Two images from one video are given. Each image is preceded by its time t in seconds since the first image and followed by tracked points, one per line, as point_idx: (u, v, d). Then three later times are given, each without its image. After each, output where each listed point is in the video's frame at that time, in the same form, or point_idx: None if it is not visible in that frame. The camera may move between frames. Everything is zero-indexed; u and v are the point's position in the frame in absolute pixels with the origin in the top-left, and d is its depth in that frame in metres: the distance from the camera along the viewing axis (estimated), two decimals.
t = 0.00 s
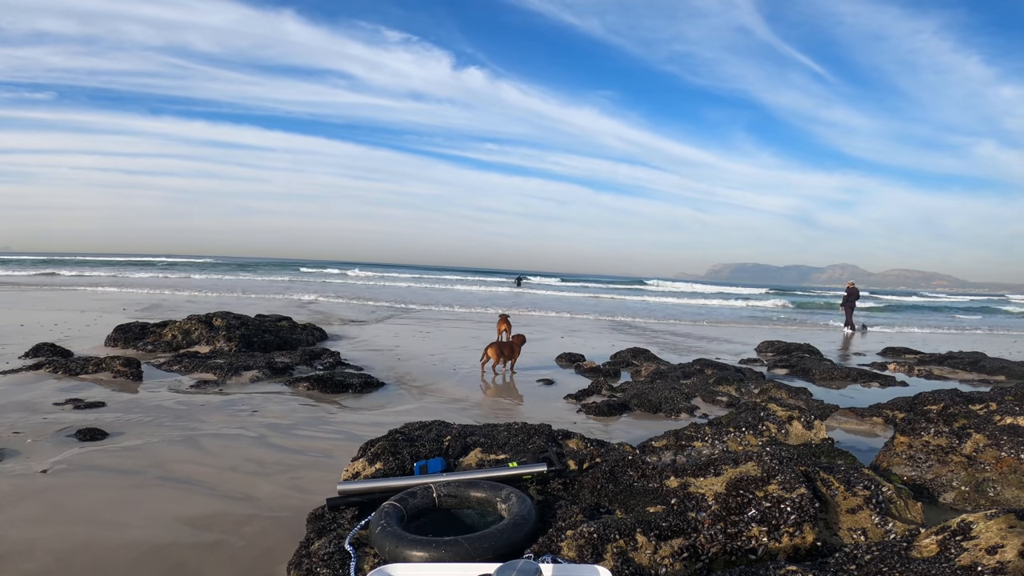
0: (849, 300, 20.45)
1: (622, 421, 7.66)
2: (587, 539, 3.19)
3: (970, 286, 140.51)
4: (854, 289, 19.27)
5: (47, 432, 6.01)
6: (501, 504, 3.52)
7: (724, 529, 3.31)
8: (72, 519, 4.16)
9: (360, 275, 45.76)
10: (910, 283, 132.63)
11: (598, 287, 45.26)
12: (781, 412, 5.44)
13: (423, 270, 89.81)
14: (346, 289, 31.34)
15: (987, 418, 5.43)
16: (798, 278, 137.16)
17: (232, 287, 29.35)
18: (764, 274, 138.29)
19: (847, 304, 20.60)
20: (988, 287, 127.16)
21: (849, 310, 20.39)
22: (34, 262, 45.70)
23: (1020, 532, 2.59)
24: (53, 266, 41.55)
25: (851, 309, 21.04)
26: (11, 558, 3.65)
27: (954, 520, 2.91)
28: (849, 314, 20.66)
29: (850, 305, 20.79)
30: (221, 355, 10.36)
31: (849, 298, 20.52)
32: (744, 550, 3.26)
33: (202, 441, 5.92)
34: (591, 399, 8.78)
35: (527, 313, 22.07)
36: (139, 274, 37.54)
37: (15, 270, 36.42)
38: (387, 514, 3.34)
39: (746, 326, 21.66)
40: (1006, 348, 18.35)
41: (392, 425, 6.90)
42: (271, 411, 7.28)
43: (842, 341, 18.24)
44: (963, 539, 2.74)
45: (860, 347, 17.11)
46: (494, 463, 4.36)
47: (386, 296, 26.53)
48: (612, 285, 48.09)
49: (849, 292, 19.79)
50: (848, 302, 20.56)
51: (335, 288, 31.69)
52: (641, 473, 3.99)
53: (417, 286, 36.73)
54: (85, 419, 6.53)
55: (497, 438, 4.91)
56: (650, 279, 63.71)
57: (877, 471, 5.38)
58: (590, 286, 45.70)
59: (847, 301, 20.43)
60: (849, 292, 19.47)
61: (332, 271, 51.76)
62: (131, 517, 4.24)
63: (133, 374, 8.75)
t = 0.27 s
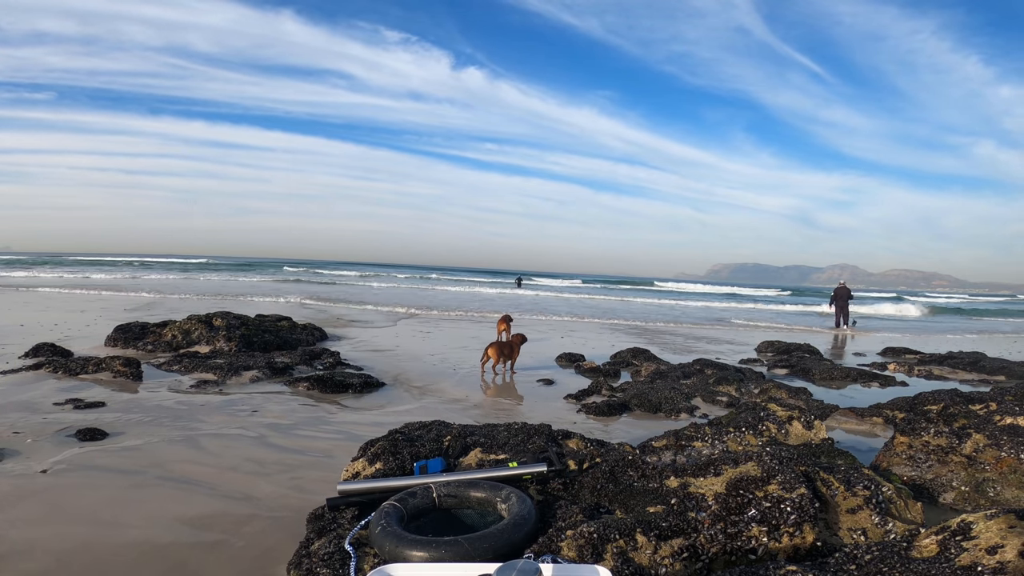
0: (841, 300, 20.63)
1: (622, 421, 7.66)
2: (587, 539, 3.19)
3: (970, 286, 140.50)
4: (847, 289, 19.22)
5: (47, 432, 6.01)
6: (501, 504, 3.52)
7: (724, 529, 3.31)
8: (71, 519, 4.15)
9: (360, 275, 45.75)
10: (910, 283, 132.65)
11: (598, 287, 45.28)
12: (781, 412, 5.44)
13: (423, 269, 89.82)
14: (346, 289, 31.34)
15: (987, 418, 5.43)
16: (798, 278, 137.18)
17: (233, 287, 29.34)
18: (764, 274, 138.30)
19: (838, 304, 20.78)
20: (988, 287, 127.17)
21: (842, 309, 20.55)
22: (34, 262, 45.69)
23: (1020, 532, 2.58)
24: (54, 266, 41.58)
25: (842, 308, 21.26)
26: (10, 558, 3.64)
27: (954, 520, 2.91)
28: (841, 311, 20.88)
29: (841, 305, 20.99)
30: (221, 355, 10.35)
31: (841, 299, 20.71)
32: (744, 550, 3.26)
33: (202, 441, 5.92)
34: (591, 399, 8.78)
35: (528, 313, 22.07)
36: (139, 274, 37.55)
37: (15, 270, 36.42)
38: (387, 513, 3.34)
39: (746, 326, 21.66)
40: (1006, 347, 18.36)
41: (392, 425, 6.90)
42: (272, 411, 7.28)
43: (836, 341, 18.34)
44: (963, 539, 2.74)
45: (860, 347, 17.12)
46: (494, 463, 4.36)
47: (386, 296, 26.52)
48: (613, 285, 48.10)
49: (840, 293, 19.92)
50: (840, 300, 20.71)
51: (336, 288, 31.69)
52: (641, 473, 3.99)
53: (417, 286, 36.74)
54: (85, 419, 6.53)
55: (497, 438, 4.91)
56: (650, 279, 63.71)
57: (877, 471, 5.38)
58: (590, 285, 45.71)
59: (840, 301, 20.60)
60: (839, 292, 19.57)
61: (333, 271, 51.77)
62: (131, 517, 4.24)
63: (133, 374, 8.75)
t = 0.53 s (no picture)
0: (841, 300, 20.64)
1: (622, 421, 7.66)
2: (587, 539, 3.19)
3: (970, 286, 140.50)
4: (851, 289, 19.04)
5: (47, 432, 6.01)
6: (501, 504, 3.52)
7: (724, 529, 3.31)
8: (71, 519, 4.15)
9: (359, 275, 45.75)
10: (910, 283, 132.66)
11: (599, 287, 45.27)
12: (781, 412, 5.44)
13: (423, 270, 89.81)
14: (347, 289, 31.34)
15: (987, 418, 5.43)
16: (798, 278, 137.20)
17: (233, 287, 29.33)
18: (764, 274, 138.31)
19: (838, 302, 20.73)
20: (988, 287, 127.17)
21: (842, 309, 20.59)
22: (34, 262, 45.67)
23: (1020, 532, 2.58)
24: (54, 266, 41.56)
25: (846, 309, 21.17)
26: (11, 558, 3.64)
27: (954, 520, 2.91)
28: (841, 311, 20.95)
29: (841, 304, 20.94)
30: (221, 355, 10.35)
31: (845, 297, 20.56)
32: (744, 550, 3.26)
33: (202, 441, 5.92)
34: (591, 399, 8.77)
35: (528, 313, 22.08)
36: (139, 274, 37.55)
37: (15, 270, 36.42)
38: (387, 514, 3.34)
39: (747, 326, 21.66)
40: (1006, 347, 18.36)
41: (392, 425, 6.90)
42: (272, 411, 7.28)
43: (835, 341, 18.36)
44: (963, 539, 2.74)
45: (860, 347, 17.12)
46: (494, 463, 4.36)
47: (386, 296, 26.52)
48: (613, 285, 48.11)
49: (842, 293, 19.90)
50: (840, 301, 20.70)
51: (336, 288, 31.69)
52: (641, 473, 3.99)
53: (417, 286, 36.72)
54: (85, 419, 6.53)
55: (497, 438, 4.91)
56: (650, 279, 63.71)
57: (877, 471, 5.38)
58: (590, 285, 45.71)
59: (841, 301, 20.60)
60: (844, 291, 19.42)
61: (332, 271, 51.75)
62: (131, 517, 4.23)
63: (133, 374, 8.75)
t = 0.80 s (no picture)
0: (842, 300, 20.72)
1: (622, 421, 7.66)
2: (587, 539, 3.19)
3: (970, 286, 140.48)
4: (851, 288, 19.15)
5: (47, 432, 6.01)
6: (501, 504, 3.52)
7: (724, 529, 3.31)
8: (70, 519, 4.15)
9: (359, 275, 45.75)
10: (910, 283, 132.67)
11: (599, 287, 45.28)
12: (781, 412, 5.45)
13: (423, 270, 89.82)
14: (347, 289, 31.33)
15: (987, 418, 5.43)
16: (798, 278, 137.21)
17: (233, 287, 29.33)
18: (764, 274, 138.32)
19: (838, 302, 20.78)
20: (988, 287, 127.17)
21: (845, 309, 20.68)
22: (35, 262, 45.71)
23: (1020, 532, 2.58)
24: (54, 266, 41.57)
25: (846, 312, 21.10)
26: (11, 558, 3.65)
27: (954, 520, 2.91)
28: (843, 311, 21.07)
29: (841, 304, 20.92)
30: (221, 355, 10.35)
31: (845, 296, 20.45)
32: (744, 550, 3.26)
33: (202, 441, 5.92)
34: (591, 399, 8.78)
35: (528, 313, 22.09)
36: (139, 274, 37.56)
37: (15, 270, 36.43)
38: (387, 514, 3.34)
39: (747, 326, 21.66)
40: (1006, 347, 18.36)
41: (392, 425, 6.91)
42: (272, 411, 7.28)
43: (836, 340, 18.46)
44: (963, 539, 2.74)
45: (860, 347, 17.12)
46: (494, 463, 4.36)
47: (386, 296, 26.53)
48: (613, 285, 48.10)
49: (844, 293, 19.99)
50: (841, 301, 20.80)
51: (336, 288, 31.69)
52: (641, 473, 3.99)
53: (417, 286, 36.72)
54: (85, 419, 6.53)
55: (497, 438, 4.91)
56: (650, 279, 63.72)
57: (877, 471, 5.38)
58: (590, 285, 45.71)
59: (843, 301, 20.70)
60: (844, 292, 19.59)
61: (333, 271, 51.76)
62: (130, 518, 4.23)
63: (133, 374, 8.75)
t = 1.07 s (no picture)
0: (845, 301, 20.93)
1: (622, 421, 7.67)
2: (587, 539, 3.19)
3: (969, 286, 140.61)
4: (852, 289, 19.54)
5: (46, 432, 6.00)
6: (501, 504, 3.52)
7: (724, 529, 3.31)
8: (69, 519, 4.15)
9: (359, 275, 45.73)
10: (909, 283, 132.72)
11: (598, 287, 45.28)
12: (781, 412, 5.45)
13: (423, 270, 89.83)
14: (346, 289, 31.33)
15: (987, 418, 5.43)
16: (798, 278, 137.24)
17: (233, 287, 29.32)
18: (764, 274, 138.34)
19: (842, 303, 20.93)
20: (987, 287, 127.30)
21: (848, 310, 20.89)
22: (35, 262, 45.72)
23: (1020, 532, 2.59)
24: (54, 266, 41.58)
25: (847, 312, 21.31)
26: (11, 558, 3.65)
27: (954, 520, 2.91)
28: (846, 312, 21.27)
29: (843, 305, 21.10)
30: (221, 355, 10.35)
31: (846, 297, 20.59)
32: (744, 550, 3.26)
33: (202, 441, 5.90)
34: (591, 399, 8.78)
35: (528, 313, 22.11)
36: (139, 274, 37.54)
37: (15, 270, 36.40)
38: (387, 513, 3.34)
39: (747, 326, 21.67)
40: (1006, 348, 18.38)
41: (392, 424, 6.91)
42: (272, 411, 7.28)
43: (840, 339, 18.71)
44: (963, 539, 2.74)
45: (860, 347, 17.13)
46: (494, 463, 4.36)
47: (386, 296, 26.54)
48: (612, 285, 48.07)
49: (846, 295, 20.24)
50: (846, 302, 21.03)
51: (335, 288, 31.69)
52: (641, 473, 3.99)
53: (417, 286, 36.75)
54: (85, 419, 6.53)
55: (497, 438, 4.91)
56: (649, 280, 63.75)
57: (877, 470, 5.38)
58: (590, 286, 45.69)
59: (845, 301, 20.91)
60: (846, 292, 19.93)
61: (333, 271, 51.78)
62: (129, 518, 4.22)
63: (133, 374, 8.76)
